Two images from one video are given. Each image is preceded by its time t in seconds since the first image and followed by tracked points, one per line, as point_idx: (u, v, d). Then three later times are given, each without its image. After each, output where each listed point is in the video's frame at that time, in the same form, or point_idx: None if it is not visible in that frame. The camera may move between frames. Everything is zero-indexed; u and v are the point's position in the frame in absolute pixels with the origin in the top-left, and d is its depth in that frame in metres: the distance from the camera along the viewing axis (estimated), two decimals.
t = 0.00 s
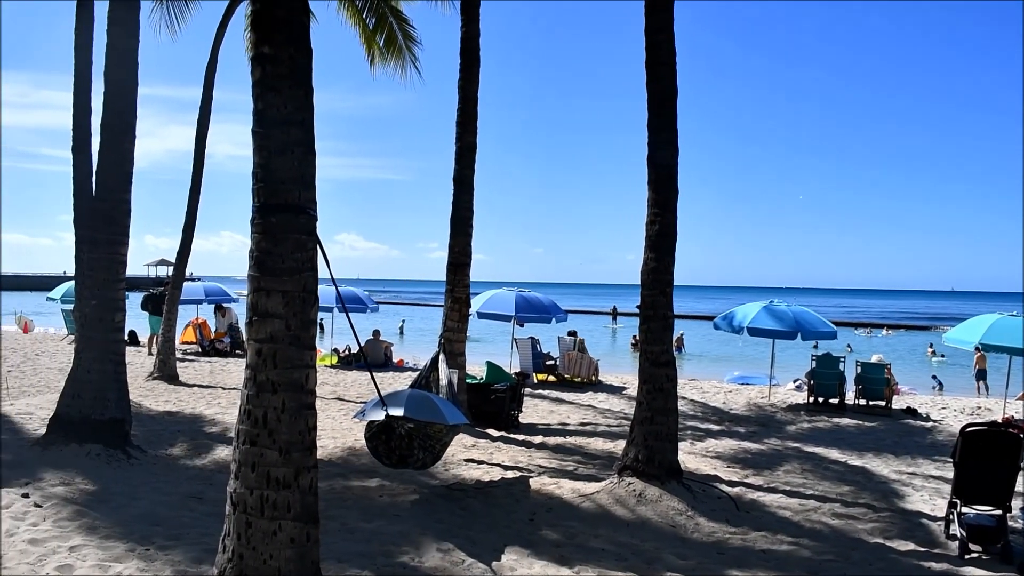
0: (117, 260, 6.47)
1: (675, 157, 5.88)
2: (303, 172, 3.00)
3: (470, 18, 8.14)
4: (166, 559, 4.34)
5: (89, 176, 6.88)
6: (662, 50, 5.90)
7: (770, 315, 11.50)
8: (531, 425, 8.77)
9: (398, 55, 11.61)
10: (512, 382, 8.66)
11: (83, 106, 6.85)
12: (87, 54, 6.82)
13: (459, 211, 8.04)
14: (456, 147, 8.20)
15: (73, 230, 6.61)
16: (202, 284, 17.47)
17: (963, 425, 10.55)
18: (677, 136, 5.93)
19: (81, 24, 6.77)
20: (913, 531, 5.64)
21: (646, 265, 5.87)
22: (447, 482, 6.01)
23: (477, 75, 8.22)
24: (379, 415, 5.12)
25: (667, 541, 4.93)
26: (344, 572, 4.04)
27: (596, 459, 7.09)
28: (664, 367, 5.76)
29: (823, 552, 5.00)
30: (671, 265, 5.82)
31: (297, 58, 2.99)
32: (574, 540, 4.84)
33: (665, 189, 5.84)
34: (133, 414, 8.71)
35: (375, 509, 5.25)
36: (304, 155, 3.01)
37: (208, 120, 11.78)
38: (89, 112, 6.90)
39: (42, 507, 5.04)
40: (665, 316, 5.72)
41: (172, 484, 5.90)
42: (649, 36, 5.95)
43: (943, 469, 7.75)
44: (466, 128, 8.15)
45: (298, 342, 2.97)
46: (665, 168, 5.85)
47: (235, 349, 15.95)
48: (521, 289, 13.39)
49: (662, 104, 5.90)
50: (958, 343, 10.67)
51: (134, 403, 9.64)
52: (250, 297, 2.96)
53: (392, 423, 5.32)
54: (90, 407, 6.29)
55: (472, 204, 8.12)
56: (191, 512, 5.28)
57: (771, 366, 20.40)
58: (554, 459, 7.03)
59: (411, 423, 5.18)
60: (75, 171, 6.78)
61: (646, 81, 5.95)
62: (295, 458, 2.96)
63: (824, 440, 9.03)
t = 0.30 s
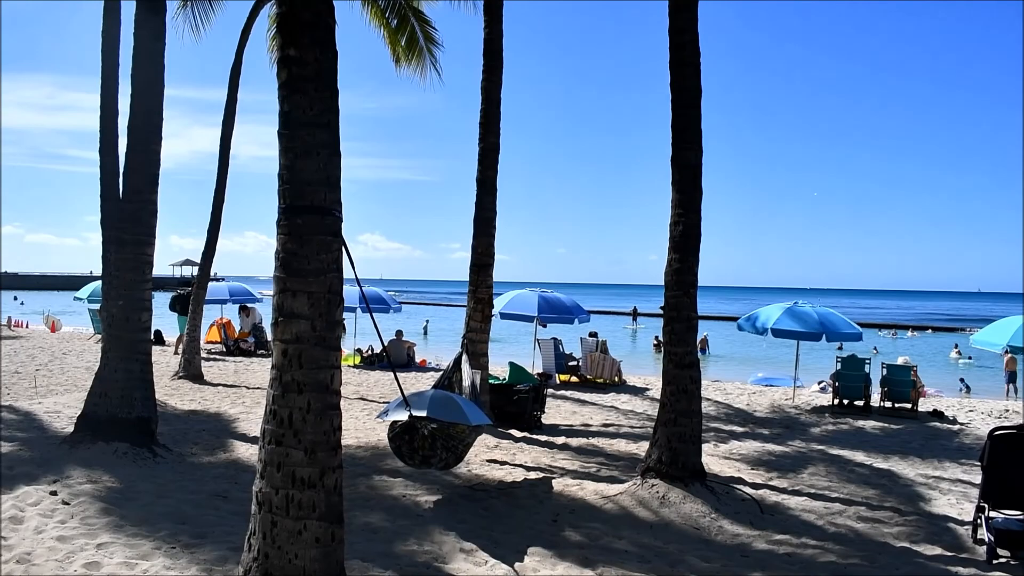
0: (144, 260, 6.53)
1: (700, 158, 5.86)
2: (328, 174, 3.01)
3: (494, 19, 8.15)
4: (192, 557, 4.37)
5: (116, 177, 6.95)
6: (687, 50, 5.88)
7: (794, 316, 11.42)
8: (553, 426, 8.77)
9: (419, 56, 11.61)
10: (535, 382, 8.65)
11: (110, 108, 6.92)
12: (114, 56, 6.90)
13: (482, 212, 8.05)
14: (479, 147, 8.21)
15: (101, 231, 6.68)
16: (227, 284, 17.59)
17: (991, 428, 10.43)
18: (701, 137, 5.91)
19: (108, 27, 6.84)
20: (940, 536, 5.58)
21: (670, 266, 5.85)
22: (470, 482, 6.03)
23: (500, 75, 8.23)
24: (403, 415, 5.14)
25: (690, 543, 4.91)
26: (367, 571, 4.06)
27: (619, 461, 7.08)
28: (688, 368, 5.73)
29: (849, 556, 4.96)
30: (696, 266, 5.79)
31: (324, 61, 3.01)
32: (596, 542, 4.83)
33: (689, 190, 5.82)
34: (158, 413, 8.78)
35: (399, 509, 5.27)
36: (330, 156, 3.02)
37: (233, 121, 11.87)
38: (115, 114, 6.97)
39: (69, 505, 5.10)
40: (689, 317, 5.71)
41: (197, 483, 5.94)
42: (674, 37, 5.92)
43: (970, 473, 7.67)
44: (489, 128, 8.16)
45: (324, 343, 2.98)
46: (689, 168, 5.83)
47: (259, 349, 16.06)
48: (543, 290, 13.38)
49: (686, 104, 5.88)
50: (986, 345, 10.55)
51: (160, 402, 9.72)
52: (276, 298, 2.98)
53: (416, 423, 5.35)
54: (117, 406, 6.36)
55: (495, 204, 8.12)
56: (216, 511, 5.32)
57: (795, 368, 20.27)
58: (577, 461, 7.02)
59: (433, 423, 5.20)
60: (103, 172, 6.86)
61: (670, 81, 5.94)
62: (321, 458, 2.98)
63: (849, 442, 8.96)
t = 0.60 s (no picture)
0: (177, 261, 6.60)
1: (731, 159, 5.82)
2: (361, 176, 3.03)
3: (524, 20, 8.15)
4: (225, 556, 4.42)
5: (150, 179, 7.03)
6: (718, 50, 5.84)
7: (826, 318, 11.31)
8: (583, 427, 8.76)
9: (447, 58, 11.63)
10: (564, 383, 8.64)
11: (144, 111, 7.01)
12: (148, 59, 6.98)
13: (512, 213, 8.06)
14: (508, 148, 8.22)
15: (135, 232, 6.76)
16: (258, 285, 17.74)
17: None
18: (732, 137, 5.87)
19: (143, 31, 6.92)
20: (975, 541, 5.50)
21: (701, 267, 5.82)
22: (500, 483, 6.04)
23: (529, 76, 8.23)
24: (433, 416, 5.16)
25: (721, 547, 4.88)
26: (399, 571, 4.08)
27: (649, 463, 7.05)
28: (719, 370, 5.70)
29: (883, 561, 4.91)
30: (727, 267, 5.76)
31: (356, 63, 3.02)
32: (627, 544, 4.82)
33: (719, 190, 5.79)
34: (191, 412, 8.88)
35: (429, 509, 5.29)
36: (362, 159, 3.04)
37: (264, 123, 11.97)
38: (149, 117, 7.06)
39: (105, 502, 5.16)
40: (720, 319, 5.68)
41: (229, 481, 6.00)
42: (704, 36, 5.89)
43: (1006, 478, 7.56)
44: (519, 129, 8.16)
45: (357, 344, 3.00)
46: (721, 169, 5.80)
47: (289, 349, 16.18)
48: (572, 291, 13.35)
49: (717, 104, 5.84)
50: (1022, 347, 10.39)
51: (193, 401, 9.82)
52: (310, 300, 3.00)
53: (446, 424, 5.37)
54: (151, 405, 6.44)
55: (525, 205, 8.13)
56: (249, 509, 5.37)
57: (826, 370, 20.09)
58: (607, 462, 7.00)
59: (462, 423, 5.20)
60: (137, 174, 6.95)
61: (701, 81, 5.91)
62: (353, 459, 3.00)
63: (881, 445, 8.86)
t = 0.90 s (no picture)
0: (208, 262, 6.67)
1: (761, 159, 5.79)
2: (391, 178, 3.04)
3: (551, 20, 8.14)
4: (255, 554, 4.45)
5: (182, 180, 7.11)
6: (748, 50, 5.80)
7: (857, 319, 11.20)
8: (610, 428, 8.74)
9: (474, 59, 11.65)
10: (592, 384, 8.63)
11: (175, 113, 7.09)
12: (180, 61, 7.05)
13: (540, 213, 8.05)
14: (536, 148, 8.22)
15: (167, 233, 6.84)
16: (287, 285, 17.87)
17: None
18: (762, 137, 5.83)
19: (174, 34, 6.99)
20: (1008, 547, 5.42)
21: (731, 268, 5.79)
22: (527, 484, 6.04)
23: (557, 77, 8.23)
24: (461, 416, 5.17)
25: (750, 550, 4.85)
26: (427, 570, 4.09)
27: (677, 465, 7.02)
28: (748, 372, 5.67)
29: (914, 566, 4.85)
30: (757, 268, 5.72)
31: (386, 67, 3.03)
32: (655, 547, 4.81)
33: (749, 191, 5.75)
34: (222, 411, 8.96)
35: (456, 509, 5.30)
36: (392, 161, 3.05)
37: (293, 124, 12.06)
38: (181, 119, 7.13)
39: (138, 500, 5.22)
40: (749, 320, 5.64)
41: (259, 480, 6.05)
42: (733, 36, 5.86)
43: None
44: (547, 130, 8.16)
45: (386, 345, 3.01)
46: (750, 169, 5.76)
47: (318, 349, 16.28)
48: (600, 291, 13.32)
49: (746, 104, 5.81)
50: None
51: (223, 400, 9.92)
52: (340, 301, 3.02)
53: (474, 424, 5.38)
54: (182, 404, 6.51)
55: (553, 206, 8.12)
56: (278, 508, 5.41)
57: (857, 371, 19.89)
58: (635, 464, 6.98)
59: (489, 423, 5.21)
60: (169, 176, 7.02)
61: (730, 81, 5.87)
62: (383, 460, 3.01)
63: (913, 448, 8.76)
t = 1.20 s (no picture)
0: (236, 262, 6.72)
1: (788, 159, 5.75)
2: (417, 179, 3.05)
3: (576, 21, 8.14)
4: (282, 553, 4.48)
5: (209, 182, 7.17)
6: (775, 49, 5.77)
7: (885, 320, 11.09)
8: (635, 429, 8.72)
9: (499, 59, 11.64)
10: (617, 385, 8.61)
11: (203, 115, 7.15)
12: (207, 64, 7.11)
13: (564, 214, 8.05)
14: (561, 149, 8.21)
15: (195, 235, 6.90)
16: (313, 286, 17.99)
17: None
18: (789, 137, 5.79)
19: (201, 37, 7.06)
20: None
21: (757, 268, 5.76)
22: (552, 484, 6.04)
23: (582, 77, 8.22)
24: (486, 417, 5.17)
25: (776, 553, 4.82)
26: (452, 570, 4.10)
27: (703, 466, 6.99)
28: (775, 373, 5.63)
29: (943, 570, 4.80)
30: (784, 268, 5.69)
31: (412, 68, 3.05)
32: (680, 549, 4.79)
33: (776, 191, 5.72)
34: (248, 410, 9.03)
35: (481, 509, 5.31)
36: (418, 162, 3.06)
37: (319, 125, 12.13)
38: (208, 121, 7.20)
39: (166, 498, 5.28)
40: (776, 321, 5.61)
41: (286, 479, 6.10)
42: (760, 35, 5.83)
43: None
44: (572, 131, 8.15)
45: (412, 346, 3.03)
46: (777, 170, 5.73)
47: (343, 348, 16.36)
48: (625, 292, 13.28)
49: (773, 104, 5.77)
50: None
51: (250, 399, 9.99)
52: (367, 302, 3.04)
53: (498, 425, 5.38)
54: (209, 404, 6.58)
55: (577, 206, 8.11)
56: (305, 508, 5.45)
57: (885, 373, 19.68)
58: (660, 465, 6.96)
59: (514, 424, 5.22)
60: (196, 178, 7.09)
61: (757, 81, 5.84)
62: (409, 460, 3.03)
63: (942, 451, 8.67)
